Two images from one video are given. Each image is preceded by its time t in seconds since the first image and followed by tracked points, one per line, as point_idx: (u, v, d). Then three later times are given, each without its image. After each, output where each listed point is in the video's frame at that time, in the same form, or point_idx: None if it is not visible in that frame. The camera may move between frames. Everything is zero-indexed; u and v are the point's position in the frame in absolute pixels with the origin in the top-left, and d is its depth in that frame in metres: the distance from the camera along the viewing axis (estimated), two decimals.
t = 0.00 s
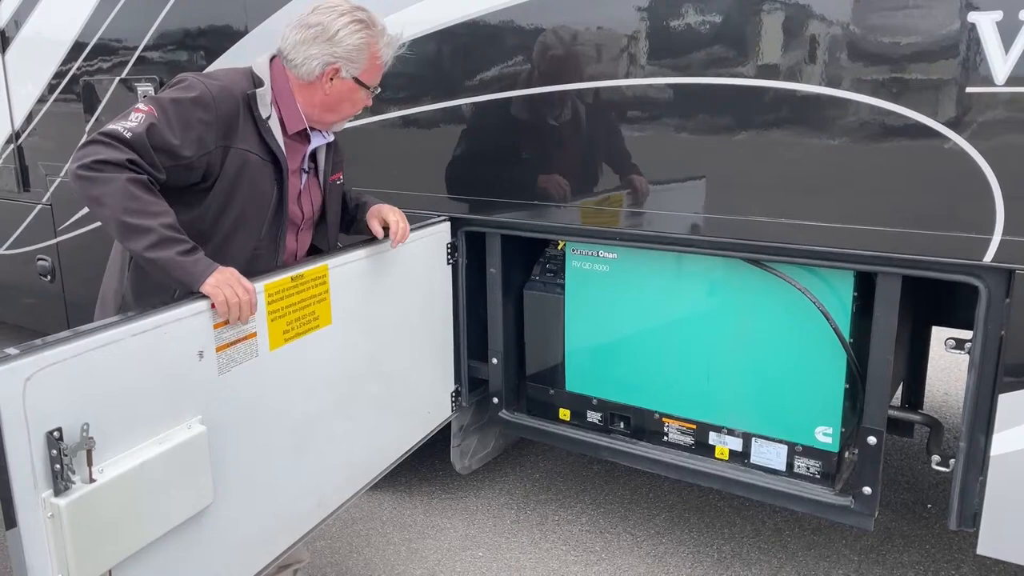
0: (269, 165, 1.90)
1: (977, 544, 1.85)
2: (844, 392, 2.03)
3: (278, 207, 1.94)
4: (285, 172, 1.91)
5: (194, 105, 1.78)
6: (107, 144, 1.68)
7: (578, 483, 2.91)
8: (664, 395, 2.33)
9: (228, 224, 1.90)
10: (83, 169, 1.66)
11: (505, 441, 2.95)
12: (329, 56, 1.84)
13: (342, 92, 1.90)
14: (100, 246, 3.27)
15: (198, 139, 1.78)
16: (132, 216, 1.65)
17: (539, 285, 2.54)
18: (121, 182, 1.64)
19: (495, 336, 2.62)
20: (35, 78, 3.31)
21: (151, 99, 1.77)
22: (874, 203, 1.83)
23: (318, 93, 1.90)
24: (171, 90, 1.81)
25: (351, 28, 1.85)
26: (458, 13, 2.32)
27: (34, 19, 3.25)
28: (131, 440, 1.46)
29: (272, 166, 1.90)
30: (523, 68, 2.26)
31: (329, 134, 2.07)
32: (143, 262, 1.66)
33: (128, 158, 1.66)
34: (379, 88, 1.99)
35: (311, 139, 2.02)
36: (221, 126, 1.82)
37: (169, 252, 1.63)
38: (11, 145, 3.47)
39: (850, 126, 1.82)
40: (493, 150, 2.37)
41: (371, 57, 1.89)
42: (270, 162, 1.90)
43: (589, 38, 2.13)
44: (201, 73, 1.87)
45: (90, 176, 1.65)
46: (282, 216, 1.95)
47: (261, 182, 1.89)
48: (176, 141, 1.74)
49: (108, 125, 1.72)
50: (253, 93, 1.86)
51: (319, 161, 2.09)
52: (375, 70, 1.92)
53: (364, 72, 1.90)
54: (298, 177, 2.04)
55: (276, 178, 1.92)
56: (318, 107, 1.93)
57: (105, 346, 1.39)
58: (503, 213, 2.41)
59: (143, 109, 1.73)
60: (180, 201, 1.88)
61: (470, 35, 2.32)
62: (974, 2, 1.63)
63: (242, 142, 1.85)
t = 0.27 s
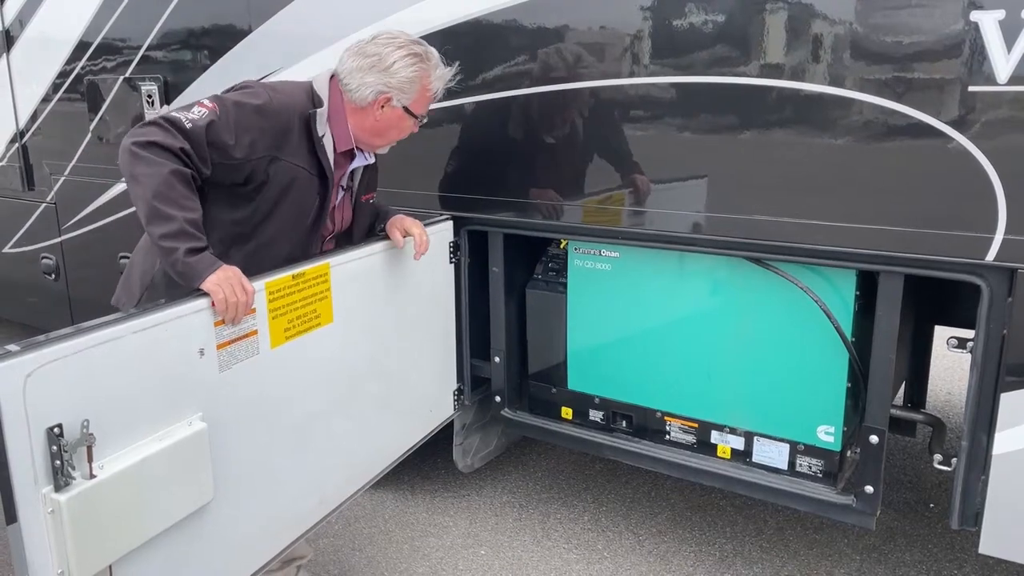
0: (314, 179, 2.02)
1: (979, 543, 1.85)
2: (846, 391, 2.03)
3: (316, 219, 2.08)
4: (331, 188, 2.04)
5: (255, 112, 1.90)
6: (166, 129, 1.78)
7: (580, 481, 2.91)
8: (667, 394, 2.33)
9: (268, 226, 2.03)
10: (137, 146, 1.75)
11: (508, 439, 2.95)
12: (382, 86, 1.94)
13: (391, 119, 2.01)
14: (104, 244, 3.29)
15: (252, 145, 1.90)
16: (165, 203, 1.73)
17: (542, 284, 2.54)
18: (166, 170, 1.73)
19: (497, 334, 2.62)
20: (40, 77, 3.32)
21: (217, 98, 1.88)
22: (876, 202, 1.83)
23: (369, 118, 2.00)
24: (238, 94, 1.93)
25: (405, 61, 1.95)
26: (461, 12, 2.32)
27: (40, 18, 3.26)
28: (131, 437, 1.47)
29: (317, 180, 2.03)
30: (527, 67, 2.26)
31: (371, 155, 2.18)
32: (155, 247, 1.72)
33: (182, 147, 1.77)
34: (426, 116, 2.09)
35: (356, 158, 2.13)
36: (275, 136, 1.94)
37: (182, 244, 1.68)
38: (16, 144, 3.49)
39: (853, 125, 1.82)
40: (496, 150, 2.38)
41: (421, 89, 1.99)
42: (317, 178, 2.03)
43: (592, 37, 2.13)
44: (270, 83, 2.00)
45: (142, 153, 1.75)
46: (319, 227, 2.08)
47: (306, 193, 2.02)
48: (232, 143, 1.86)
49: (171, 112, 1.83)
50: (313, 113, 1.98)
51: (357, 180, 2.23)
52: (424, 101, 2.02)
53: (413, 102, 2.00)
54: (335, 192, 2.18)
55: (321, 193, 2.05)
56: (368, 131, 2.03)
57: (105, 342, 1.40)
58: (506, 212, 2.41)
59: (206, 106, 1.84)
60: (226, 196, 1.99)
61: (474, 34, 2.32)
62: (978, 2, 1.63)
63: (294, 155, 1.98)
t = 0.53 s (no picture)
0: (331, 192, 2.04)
1: (980, 543, 1.85)
2: (847, 391, 2.03)
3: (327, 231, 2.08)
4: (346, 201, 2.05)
5: (281, 121, 1.93)
6: (193, 125, 1.81)
7: (581, 481, 2.91)
8: (668, 393, 2.33)
9: (280, 234, 2.04)
10: (162, 138, 1.77)
11: (508, 439, 2.95)
12: (407, 108, 1.95)
13: (414, 139, 2.02)
14: (105, 244, 3.29)
15: (274, 153, 1.92)
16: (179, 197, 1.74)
17: (543, 284, 2.54)
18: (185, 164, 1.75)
19: (497, 334, 2.63)
20: (41, 77, 3.33)
21: (246, 104, 1.92)
22: (877, 202, 1.83)
23: (392, 138, 2.01)
24: (269, 102, 1.96)
25: (431, 84, 1.96)
26: (462, 12, 2.32)
27: (43, 17, 3.27)
28: (130, 435, 1.47)
29: (333, 193, 2.04)
30: (528, 67, 2.26)
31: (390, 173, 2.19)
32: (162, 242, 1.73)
33: (205, 144, 1.79)
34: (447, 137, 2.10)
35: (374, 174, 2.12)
36: (297, 146, 1.96)
37: (188, 240, 1.68)
38: (17, 144, 3.49)
39: (855, 125, 1.82)
40: (498, 150, 2.38)
41: (444, 111, 2.00)
42: (333, 191, 2.04)
43: (594, 37, 2.13)
44: (300, 95, 2.04)
45: (167, 144, 1.76)
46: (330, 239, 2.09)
47: (320, 205, 2.03)
48: (255, 148, 1.88)
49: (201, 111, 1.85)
50: (342, 131, 2.01)
51: (374, 196, 2.22)
52: (446, 122, 2.03)
53: (436, 124, 2.01)
54: (351, 207, 2.16)
55: (335, 206, 2.06)
56: (390, 150, 2.04)
57: (104, 341, 1.40)
58: (507, 212, 2.41)
59: (235, 111, 1.87)
60: (243, 200, 2.00)
61: (476, 34, 2.32)
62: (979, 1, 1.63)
63: (313, 167, 1.99)
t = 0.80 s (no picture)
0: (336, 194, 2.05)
1: (981, 543, 1.85)
2: (848, 391, 2.03)
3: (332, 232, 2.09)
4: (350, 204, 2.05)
5: (286, 122, 1.94)
6: (198, 126, 1.82)
7: (582, 480, 2.91)
8: (670, 393, 2.33)
9: (284, 235, 2.05)
10: (167, 138, 1.79)
11: (509, 438, 2.95)
12: (413, 111, 1.95)
13: (420, 142, 2.02)
14: (106, 243, 3.29)
15: (278, 154, 1.93)
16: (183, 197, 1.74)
17: (544, 283, 2.54)
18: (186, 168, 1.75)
19: (499, 334, 2.63)
20: (43, 76, 3.33)
21: (252, 105, 1.93)
22: (879, 202, 1.83)
23: (398, 140, 2.01)
24: (275, 104, 1.98)
25: (437, 87, 1.96)
26: (464, 11, 2.32)
27: (44, 17, 3.27)
28: (133, 435, 1.47)
29: (338, 195, 2.04)
30: (529, 66, 2.26)
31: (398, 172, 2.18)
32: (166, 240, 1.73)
33: (209, 145, 1.80)
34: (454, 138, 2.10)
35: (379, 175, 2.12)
36: (301, 148, 1.97)
37: (190, 240, 1.68)
38: (19, 144, 3.49)
39: (856, 125, 1.82)
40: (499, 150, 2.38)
41: (451, 114, 1.99)
42: (338, 193, 2.04)
43: (595, 36, 2.13)
44: (306, 95, 2.05)
45: (171, 144, 1.78)
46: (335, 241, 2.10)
47: (325, 206, 2.03)
48: (259, 149, 1.90)
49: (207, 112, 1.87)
50: (348, 132, 2.00)
51: (377, 195, 2.22)
52: (453, 125, 2.03)
53: (442, 126, 2.01)
54: (356, 207, 2.18)
55: (340, 208, 2.06)
56: (396, 151, 2.04)
57: (107, 341, 1.40)
58: (509, 212, 2.42)
59: (240, 112, 1.89)
60: (249, 201, 2.02)
61: (478, 33, 2.32)
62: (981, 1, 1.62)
63: (318, 169, 2.00)
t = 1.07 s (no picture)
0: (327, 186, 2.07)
1: (983, 542, 1.85)
2: (850, 390, 2.04)
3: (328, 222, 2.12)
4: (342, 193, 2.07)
5: (268, 118, 1.93)
6: (179, 130, 1.80)
7: (583, 480, 2.91)
8: (671, 392, 2.34)
9: (280, 230, 2.07)
10: (149, 146, 1.77)
11: (510, 438, 2.95)
12: (398, 97, 1.95)
13: (408, 128, 2.01)
14: (107, 243, 3.29)
15: (264, 152, 1.93)
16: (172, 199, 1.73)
17: (546, 283, 2.54)
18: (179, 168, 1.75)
19: (500, 333, 2.63)
20: (43, 76, 3.33)
21: (230, 104, 1.91)
22: (880, 201, 1.83)
23: (386, 127, 2.01)
24: (253, 100, 1.96)
25: (422, 72, 1.95)
26: (464, 11, 2.32)
27: (44, 17, 3.27)
28: (138, 434, 1.48)
29: (329, 185, 2.07)
30: (530, 65, 2.26)
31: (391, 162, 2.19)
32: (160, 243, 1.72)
33: (193, 148, 1.79)
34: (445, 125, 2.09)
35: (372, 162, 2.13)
36: (286, 143, 1.97)
37: (189, 240, 1.68)
38: (19, 143, 3.49)
39: (857, 125, 1.82)
40: (500, 149, 2.38)
41: (437, 99, 1.98)
42: (328, 183, 2.06)
43: (596, 35, 2.13)
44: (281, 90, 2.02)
45: (153, 152, 1.76)
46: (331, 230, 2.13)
47: (317, 198, 2.06)
48: (243, 149, 1.89)
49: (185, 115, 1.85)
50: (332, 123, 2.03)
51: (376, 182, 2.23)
52: (441, 110, 2.01)
53: (429, 112, 2.00)
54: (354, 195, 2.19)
55: (332, 198, 2.09)
56: (385, 139, 2.04)
57: (112, 341, 1.41)
58: (510, 211, 2.42)
59: (220, 111, 1.87)
60: (241, 200, 2.03)
61: (478, 33, 2.32)
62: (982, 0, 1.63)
63: (304, 162, 2.01)
